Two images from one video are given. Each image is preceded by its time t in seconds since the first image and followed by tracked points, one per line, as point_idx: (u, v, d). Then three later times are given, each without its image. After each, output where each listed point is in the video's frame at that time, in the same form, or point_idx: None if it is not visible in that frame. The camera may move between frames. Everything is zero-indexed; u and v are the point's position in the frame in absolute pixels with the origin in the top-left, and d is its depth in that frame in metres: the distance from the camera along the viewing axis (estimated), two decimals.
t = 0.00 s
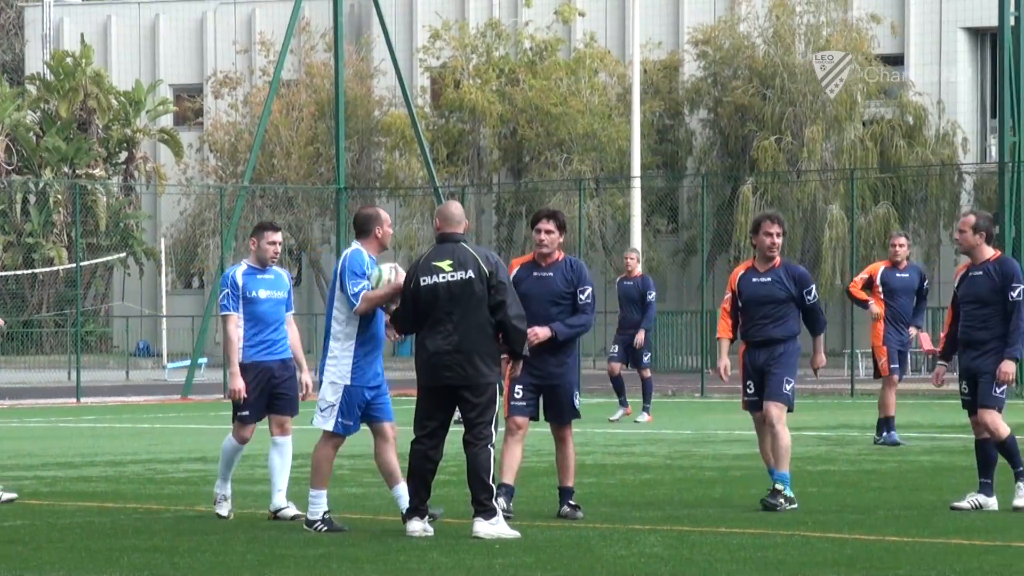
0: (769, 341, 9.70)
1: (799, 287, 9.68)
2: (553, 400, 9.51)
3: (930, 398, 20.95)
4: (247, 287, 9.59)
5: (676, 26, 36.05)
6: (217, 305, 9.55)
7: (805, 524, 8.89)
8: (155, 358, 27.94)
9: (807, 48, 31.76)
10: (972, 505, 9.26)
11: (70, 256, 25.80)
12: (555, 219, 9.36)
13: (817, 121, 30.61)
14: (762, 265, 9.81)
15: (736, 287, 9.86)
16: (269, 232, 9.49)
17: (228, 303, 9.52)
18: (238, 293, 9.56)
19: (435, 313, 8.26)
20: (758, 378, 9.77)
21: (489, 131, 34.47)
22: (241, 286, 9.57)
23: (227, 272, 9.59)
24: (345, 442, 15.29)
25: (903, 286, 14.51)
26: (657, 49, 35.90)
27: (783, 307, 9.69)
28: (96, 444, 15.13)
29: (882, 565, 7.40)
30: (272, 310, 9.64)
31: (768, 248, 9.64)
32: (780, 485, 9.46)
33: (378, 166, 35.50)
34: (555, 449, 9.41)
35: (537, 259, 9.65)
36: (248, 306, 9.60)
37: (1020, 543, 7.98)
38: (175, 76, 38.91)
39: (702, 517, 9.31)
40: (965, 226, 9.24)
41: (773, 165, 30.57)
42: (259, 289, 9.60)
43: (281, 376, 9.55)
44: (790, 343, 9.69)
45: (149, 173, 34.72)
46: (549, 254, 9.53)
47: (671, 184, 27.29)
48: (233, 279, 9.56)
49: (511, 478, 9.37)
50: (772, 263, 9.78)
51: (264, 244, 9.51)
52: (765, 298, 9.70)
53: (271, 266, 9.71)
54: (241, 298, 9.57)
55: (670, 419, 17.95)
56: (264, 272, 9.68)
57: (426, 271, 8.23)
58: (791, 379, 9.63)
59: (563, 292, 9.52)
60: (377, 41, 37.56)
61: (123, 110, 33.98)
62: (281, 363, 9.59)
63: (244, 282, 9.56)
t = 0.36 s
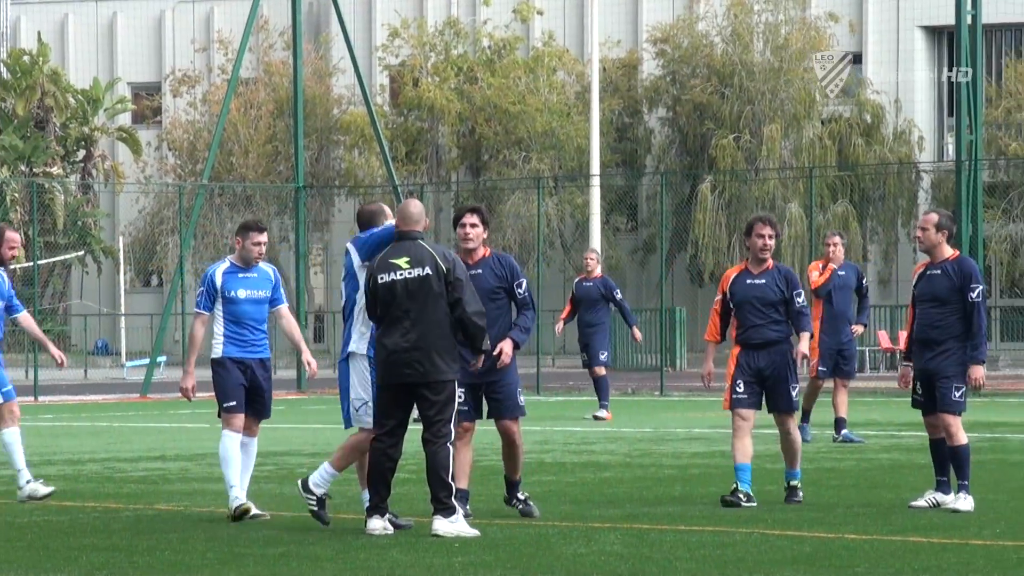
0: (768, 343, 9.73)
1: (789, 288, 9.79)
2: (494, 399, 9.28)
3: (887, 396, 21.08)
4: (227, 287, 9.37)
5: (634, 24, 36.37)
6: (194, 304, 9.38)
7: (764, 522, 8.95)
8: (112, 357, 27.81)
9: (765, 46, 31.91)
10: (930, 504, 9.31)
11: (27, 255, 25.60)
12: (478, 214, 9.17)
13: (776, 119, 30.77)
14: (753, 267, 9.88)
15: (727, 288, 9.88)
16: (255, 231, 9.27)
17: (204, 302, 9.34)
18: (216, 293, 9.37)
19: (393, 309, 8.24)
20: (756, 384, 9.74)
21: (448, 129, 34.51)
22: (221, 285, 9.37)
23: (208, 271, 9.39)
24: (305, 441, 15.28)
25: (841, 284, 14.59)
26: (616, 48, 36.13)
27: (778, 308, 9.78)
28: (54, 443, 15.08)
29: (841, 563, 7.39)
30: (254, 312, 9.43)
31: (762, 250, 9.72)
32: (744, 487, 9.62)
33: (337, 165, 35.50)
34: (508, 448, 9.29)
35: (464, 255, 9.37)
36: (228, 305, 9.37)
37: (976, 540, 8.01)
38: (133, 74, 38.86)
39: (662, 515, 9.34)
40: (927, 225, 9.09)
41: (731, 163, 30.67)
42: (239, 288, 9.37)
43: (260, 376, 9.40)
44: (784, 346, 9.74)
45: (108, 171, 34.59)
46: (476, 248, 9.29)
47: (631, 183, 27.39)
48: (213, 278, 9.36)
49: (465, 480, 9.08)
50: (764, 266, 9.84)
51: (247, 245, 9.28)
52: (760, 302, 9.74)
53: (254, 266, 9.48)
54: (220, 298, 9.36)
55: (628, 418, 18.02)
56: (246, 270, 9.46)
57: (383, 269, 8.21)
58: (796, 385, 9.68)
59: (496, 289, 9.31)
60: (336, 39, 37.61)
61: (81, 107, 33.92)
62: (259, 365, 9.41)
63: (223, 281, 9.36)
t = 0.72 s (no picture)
0: (756, 336, 9.88)
1: (780, 283, 9.95)
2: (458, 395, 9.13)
3: (851, 392, 21.22)
4: (209, 286, 9.27)
5: (600, 20, 36.53)
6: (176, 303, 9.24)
7: (726, 519, 9.04)
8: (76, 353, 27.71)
9: (731, 43, 32.00)
10: (888, 495, 9.39)
11: None
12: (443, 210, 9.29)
13: (742, 115, 30.89)
14: (743, 260, 10.00)
15: (719, 280, 9.96)
16: (237, 228, 9.22)
17: (187, 302, 9.22)
18: (198, 293, 9.26)
19: (362, 302, 8.23)
20: (739, 373, 9.92)
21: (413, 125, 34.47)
22: (203, 285, 9.26)
23: (187, 270, 9.25)
24: (270, 437, 15.32)
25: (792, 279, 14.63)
26: (582, 44, 36.31)
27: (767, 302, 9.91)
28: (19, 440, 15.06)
29: (807, 558, 7.46)
30: (236, 308, 9.35)
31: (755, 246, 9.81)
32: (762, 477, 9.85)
33: (303, 161, 34.98)
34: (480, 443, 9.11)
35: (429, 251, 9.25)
36: (210, 305, 9.28)
37: (940, 535, 8.10)
38: (98, 70, 38.76)
39: (626, 512, 9.42)
40: (895, 219, 9.17)
41: (697, 159, 30.79)
42: (222, 287, 9.28)
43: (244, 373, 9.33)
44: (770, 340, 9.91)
45: (72, 168, 34.47)
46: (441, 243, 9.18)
47: (597, 179, 27.46)
48: (194, 277, 9.25)
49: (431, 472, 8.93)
50: (752, 261, 9.98)
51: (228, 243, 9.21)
52: (750, 293, 9.88)
53: (233, 265, 9.39)
54: (202, 298, 9.26)
55: (594, 414, 18.12)
56: (225, 268, 9.36)
57: (357, 263, 8.23)
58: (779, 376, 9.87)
59: (461, 284, 9.20)
60: (301, 35, 37.62)
61: (45, 104, 33.86)
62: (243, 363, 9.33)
63: (205, 280, 9.25)
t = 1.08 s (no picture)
0: (731, 335, 10.01)
1: (750, 281, 10.09)
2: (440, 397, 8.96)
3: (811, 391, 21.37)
4: (183, 282, 9.09)
5: (561, 20, 36.70)
6: (152, 297, 8.97)
7: (688, 518, 9.08)
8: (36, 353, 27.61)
9: (692, 42, 32.11)
10: (819, 503, 9.06)
11: None
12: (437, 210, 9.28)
13: (704, 114, 31.05)
14: (713, 262, 10.15)
15: (691, 282, 10.15)
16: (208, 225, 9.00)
17: (166, 296, 8.97)
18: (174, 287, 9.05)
19: (322, 302, 8.13)
20: (716, 372, 10.03)
21: (375, 125, 34.49)
22: (178, 280, 9.06)
23: (163, 265, 9.01)
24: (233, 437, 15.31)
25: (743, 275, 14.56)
26: (544, 43, 36.52)
27: (739, 301, 10.06)
28: None
29: (770, 557, 7.52)
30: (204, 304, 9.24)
31: (719, 247, 10.00)
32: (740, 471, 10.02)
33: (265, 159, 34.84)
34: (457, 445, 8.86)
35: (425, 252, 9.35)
36: (184, 300, 9.13)
37: (901, 533, 8.17)
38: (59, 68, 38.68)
39: (589, 512, 9.45)
40: (842, 220, 9.11)
41: (659, 159, 30.96)
42: (197, 284, 9.13)
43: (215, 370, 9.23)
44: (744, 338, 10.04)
45: (31, 167, 34.36)
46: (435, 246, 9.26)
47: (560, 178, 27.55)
48: (171, 272, 9.02)
49: (444, 473, 8.54)
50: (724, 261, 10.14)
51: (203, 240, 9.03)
52: (720, 293, 10.02)
53: (202, 259, 9.22)
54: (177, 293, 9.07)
55: (557, 414, 18.18)
56: (194, 264, 9.18)
57: (318, 261, 8.12)
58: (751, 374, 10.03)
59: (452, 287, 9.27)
60: (264, 34, 37.66)
61: (6, 102, 33.78)
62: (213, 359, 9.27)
63: (180, 276, 9.06)
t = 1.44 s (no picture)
0: (727, 339, 10.10)
1: (747, 283, 10.07)
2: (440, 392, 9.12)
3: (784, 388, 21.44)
4: (169, 286, 8.91)
5: (537, 19, 36.82)
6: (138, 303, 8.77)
7: (663, 516, 9.10)
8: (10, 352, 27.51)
9: (667, 40, 32.12)
10: (794, 502, 9.11)
11: None
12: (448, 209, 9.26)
13: (679, 113, 31.11)
14: (712, 263, 10.22)
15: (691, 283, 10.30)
16: (193, 226, 8.74)
17: (152, 302, 8.76)
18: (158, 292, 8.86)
19: (309, 298, 8.06)
20: (716, 373, 10.19)
21: (350, 123, 34.44)
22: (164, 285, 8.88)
23: (148, 269, 8.83)
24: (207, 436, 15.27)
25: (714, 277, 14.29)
26: (519, 42, 36.62)
27: (735, 304, 10.11)
28: None
29: (745, 555, 7.54)
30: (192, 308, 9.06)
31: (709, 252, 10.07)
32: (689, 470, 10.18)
33: (240, 159, 35.26)
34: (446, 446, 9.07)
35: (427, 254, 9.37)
36: (170, 305, 8.96)
37: (875, 532, 8.21)
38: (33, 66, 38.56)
39: (563, 510, 9.46)
40: (794, 217, 8.90)
41: (634, 157, 30.95)
42: (182, 288, 8.95)
43: (198, 375, 8.95)
44: (742, 341, 10.10)
45: (5, 165, 34.22)
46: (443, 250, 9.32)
47: (535, 177, 27.60)
48: (156, 276, 8.83)
49: (422, 471, 8.50)
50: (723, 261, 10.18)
51: (189, 243, 8.80)
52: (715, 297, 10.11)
53: (191, 262, 9.02)
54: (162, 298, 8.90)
55: (533, 413, 18.20)
56: (184, 268, 8.98)
57: (307, 256, 8.03)
58: (751, 378, 10.09)
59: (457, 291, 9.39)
60: (238, 33, 37.62)
61: None
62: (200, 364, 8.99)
63: (166, 280, 8.87)
